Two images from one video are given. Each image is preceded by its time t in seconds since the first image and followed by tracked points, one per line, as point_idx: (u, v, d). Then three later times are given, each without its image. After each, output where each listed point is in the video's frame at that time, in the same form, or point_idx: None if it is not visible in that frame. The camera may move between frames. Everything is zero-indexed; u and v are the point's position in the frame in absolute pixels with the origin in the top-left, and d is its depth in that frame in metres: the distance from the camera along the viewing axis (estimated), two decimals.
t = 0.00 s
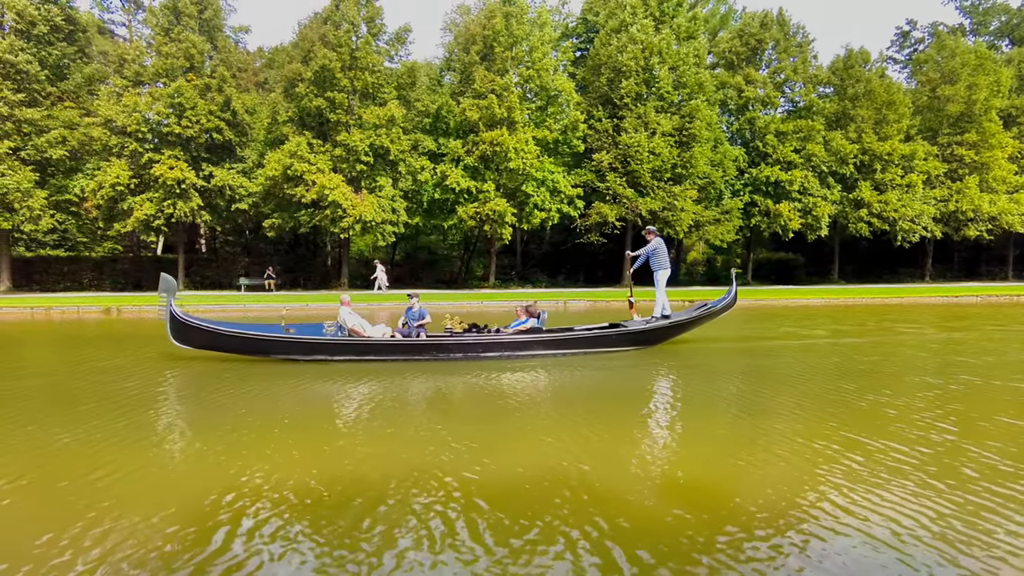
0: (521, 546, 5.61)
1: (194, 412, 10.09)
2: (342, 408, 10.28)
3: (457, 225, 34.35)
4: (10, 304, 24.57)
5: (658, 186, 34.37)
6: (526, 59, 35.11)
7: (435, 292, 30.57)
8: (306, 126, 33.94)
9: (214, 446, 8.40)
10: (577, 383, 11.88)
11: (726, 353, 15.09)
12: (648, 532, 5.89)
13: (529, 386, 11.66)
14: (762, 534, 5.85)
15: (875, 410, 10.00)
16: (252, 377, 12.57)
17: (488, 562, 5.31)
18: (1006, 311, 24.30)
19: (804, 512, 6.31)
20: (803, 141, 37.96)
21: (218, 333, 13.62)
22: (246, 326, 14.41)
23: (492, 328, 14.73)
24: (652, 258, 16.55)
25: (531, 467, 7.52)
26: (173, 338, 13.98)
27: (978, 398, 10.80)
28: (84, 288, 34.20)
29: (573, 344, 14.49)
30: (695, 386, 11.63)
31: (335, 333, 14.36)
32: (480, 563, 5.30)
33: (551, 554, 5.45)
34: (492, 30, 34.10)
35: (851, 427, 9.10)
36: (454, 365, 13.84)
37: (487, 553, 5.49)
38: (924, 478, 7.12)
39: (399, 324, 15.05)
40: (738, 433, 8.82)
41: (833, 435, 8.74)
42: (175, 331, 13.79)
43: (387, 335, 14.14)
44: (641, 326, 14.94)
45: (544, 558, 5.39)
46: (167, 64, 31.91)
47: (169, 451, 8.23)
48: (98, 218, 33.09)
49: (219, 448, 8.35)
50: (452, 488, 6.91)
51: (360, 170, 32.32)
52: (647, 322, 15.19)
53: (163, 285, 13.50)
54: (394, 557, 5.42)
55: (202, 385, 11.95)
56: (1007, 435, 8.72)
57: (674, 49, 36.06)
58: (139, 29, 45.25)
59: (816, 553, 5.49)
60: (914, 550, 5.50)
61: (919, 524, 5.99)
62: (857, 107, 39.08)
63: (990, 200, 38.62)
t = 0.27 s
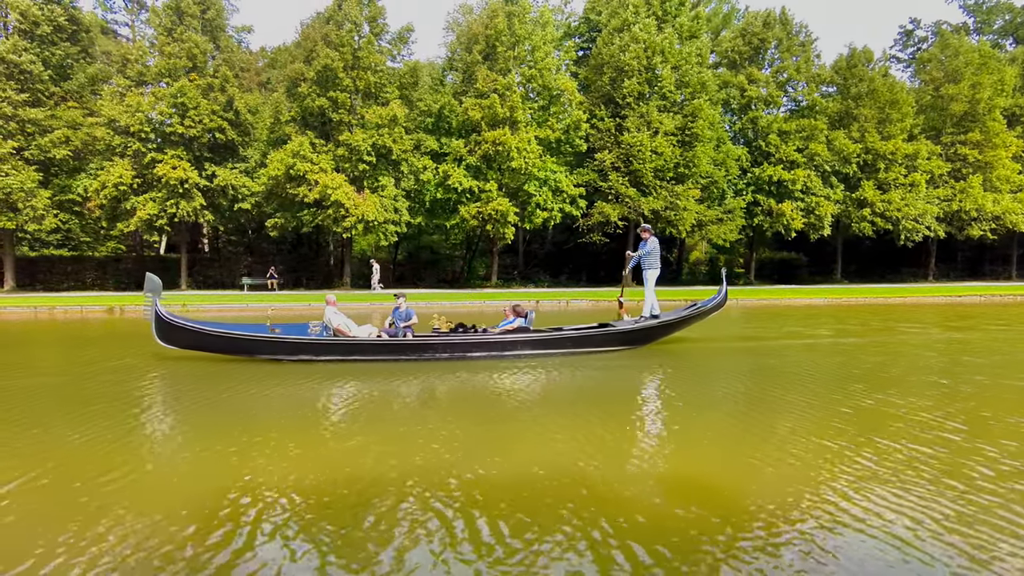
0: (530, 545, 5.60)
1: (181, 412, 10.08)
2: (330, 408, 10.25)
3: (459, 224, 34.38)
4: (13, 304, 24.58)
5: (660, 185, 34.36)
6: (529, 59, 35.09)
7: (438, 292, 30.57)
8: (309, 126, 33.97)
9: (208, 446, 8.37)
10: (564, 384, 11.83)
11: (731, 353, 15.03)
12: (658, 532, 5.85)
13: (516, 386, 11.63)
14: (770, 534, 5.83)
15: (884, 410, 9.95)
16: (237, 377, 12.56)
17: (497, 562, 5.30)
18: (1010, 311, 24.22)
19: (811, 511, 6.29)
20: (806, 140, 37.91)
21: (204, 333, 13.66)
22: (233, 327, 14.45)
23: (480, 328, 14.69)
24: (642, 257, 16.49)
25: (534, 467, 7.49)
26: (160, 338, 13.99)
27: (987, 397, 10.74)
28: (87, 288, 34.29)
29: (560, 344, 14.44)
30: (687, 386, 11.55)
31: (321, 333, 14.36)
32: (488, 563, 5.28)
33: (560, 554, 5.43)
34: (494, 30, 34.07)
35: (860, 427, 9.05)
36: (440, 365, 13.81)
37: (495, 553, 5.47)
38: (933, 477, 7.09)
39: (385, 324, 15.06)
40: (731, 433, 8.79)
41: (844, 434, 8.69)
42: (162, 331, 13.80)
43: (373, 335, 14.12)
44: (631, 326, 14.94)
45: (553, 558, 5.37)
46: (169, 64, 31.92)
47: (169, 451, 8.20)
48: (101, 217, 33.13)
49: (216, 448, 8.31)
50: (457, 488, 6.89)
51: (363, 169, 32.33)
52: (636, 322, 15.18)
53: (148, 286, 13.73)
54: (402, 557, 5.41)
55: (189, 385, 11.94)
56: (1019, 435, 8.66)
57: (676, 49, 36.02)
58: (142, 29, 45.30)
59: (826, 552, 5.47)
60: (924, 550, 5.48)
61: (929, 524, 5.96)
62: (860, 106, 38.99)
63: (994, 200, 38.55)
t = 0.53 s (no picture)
0: (533, 546, 5.58)
1: (166, 412, 10.00)
2: (316, 408, 10.16)
3: (461, 224, 34.38)
4: (15, 304, 24.59)
5: (662, 185, 34.35)
6: (531, 58, 35.07)
7: (440, 292, 30.56)
8: (311, 126, 33.99)
9: (199, 447, 8.31)
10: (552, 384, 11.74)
11: (734, 353, 14.98)
12: (661, 532, 5.83)
13: (504, 386, 11.56)
14: (774, 534, 5.80)
15: (889, 410, 9.91)
16: (221, 377, 12.46)
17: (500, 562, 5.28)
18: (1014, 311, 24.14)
19: (814, 511, 6.27)
20: (809, 140, 37.86)
21: (189, 332, 13.57)
22: (219, 326, 14.37)
23: (467, 327, 14.59)
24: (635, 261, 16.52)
25: (533, 466, 7.46)
26: (144, 338, 13.92)
27: (993, 397, 10.68)
28: (90, 287, 34.36)
29: (548, 344, 14.36)
30: (674, 386, 11.55)
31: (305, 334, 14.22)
32: (492, 564, 5.26)
33: (563, 554, 5.40)
34: (497, 29, 34.06)
35: (865, 427, 9.00)
36: (426, 365, 13.68)
37: (498, 553, 5.44)
38: (938, 477, 7.06)
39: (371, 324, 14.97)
40: (721, 433, 8.74)
41: (849, 434, 8.66)
42: (146, 331, 13.74)
43: (358, 336, 14.03)
44: (620, 326, 14.91)
45: (555, 558, 5.35)
46: (172, 64, 31.95)
47: (166, 451, 8.15)
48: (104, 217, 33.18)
49: (210, 448, 8.26)
50: (458, 488, 6.85)
51: (365, 169, 32.34)
52: (626, 322, 15.14)
53: (134, 284, 13.63)
54: (404, 557, 5.38)
55: (174, 385, 11.85)
56: None
57: (679, 48, 35.97)
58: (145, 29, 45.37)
59: (829, 552, 5.45)
60: (929, 550, 5.46)
61: (935, 524, 5.94)
62: (863, 105, 38.90)
63: (997, 199, 38.44)
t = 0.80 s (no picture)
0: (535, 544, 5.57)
1: (152, 412, 10.01)
2: (301, 408, 10.15)
3: (463, 224, 34.37)
4: (17, 304, 24.55)
5: (664, 185, 34.35)
6: (533, 58, 35.06)
7: (442, 292, 30.59)
8: (313, 126, 34.02)
9: (188, 446, 8.30)
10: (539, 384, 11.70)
11: (738, 353, 14.94)
12: (664, 531, 5.82)
13: (490, 386, 11.54)
14: (774, 533, 5.80)
15: (894, 409, 9.89)
16: (205, 377, 12.45)
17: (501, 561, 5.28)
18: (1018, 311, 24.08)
19: (816, 511, 6.25)
20: (812, 139, 37.82)
21: (173, 333, 13.50)
22: (204, 327, 14.30)
23: (454, 328, 14.53)
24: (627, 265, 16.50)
25: (536, 466, 7.46)
26: (128, 338, 13.89)
27: (998, 397, 10.65)
28: (93, 287, 34.42)
29: (535, 344, 14.29)
30: (661, 385, 11.57)
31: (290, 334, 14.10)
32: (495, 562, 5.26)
33: (566, 554, 5.39)
34: (498, 29, 34.05)
35: (871, 427, 8.98)
36: (412, 365, 13.63)
37: (499, 552, 5.45)
38: (941, 477, 7.05)
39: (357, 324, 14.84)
40: (710, 433, 8.72)
41: (854, 434, 8.63)
42: (130, 331, 13.71)
43: (344, 336, 13.89)
44: (608, 326, 14.85)
45: (558, 557, 5.35)
46: (174, 65, 32.00)
47: (166, 452, 8.13)
48: (107, 217, 33.23)
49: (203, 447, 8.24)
50: (460, 489, 6.83)
51: (367, 169, 32.35)
52: (614, 322, 15.08)
53: (119, 285, 13.61)
54: (405, 557, 5.37)
55: (160, 385, 11.84)
56: None
57: (681, 48, 35.93)
58: (147, 29, 45.43)
59: (831, 551, 5.45)
60: (931, 549, 5.45)
61: (937, 522, 5.94)
62: (866, 105, 38.82)
63: (1001, 199, 38.35)
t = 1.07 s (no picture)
0: (542, 544, 5.55)
1: (137, 411, 9.98)
2: (287, 408, 10.10)
3: (465, 224, 34.36)
4: (21, 303, 24.64)
5: (666, 184, 34.34)
6: (535, 58, 35.07)
7: (445, 292, 30.58)
8: (315, 126, 34.06)
9: (173, 446, 8.28)
10: (526, 385, 11.62)
11: (742, 353, 14.92)
12: (671, 531, 5.80)
13: (477, 387, 11.48)
14: (781, 534, 5.78)
15: (900, 409, 9.87)
16: (190, 377, 12.45)
17: (508, 561, 5.26)
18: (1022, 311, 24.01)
19: (823, 511, 6.23)
20: (814, 139, 37.78)
21: (159, 332, 13.55)
22: (192, 326, 14.33)
23: (441, 328, 14.45)
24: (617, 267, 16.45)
25: (539, 466, 7.44)
26: (115, 338, 13.90)
27: (1005, 397, 10.61)
28: (96, 287, 34.52)
29: (523, 345, 14.21)
30: (652, 386, 11.51)
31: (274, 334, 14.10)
32: (502, 563, 5.24)
33: (573, 554, 5.37)
34: (501, 29, 34.05)
35: (878, 427, 8.94)
36: (398, 366, 13.57)
37: (506, 552, 5.43)
38: (949, 477, 7.02)
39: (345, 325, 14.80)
40: (703, 433, 8.67)
41: (860, 434, 8.61)
42: (116, 331, 13.72)
43: (330, 336, 13.85)
44: (598, 327, 14.74)
45: (565, 557, 5.33)
46: (177, 65, 32.06)
47: (165, 451, 8.09)
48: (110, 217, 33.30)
49: (194, 446, 8.23)
50: (464, 488, 6.82)
51: (369, 169, 32.36)
52: (604, 322, 14.98)
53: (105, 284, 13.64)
54: (413, 557, 5.36)
55: (146, 384, 11.85)
56: None
57: (683, 47, 35.90)
58: (150, 30, 45.54)
59: (840, 551, 5.43)
60: (942, 549, 5.44)
61: (947, 523, 5.93)
62: (869, 105, 38.73)
63: (1004, 199, 38.24)
